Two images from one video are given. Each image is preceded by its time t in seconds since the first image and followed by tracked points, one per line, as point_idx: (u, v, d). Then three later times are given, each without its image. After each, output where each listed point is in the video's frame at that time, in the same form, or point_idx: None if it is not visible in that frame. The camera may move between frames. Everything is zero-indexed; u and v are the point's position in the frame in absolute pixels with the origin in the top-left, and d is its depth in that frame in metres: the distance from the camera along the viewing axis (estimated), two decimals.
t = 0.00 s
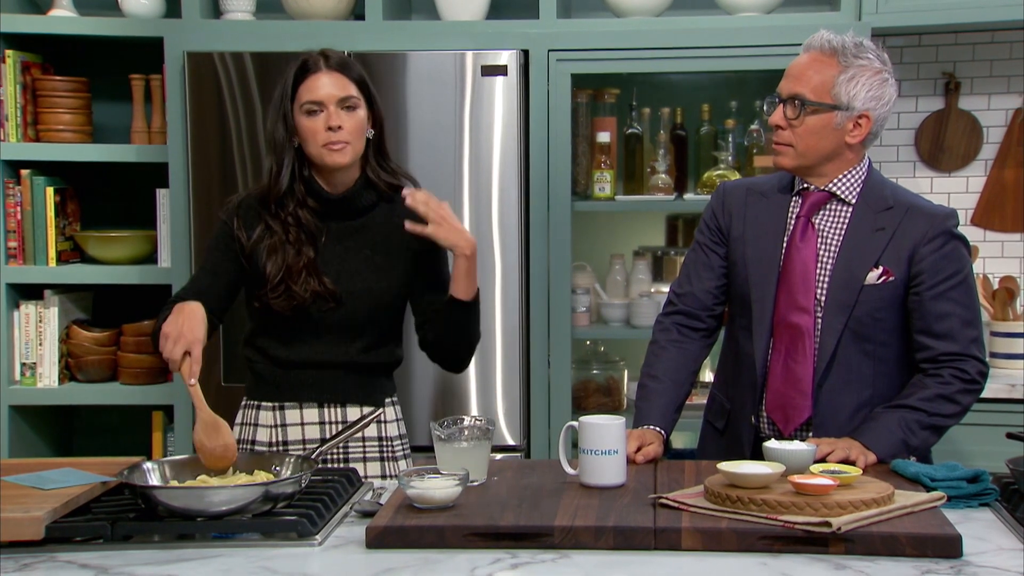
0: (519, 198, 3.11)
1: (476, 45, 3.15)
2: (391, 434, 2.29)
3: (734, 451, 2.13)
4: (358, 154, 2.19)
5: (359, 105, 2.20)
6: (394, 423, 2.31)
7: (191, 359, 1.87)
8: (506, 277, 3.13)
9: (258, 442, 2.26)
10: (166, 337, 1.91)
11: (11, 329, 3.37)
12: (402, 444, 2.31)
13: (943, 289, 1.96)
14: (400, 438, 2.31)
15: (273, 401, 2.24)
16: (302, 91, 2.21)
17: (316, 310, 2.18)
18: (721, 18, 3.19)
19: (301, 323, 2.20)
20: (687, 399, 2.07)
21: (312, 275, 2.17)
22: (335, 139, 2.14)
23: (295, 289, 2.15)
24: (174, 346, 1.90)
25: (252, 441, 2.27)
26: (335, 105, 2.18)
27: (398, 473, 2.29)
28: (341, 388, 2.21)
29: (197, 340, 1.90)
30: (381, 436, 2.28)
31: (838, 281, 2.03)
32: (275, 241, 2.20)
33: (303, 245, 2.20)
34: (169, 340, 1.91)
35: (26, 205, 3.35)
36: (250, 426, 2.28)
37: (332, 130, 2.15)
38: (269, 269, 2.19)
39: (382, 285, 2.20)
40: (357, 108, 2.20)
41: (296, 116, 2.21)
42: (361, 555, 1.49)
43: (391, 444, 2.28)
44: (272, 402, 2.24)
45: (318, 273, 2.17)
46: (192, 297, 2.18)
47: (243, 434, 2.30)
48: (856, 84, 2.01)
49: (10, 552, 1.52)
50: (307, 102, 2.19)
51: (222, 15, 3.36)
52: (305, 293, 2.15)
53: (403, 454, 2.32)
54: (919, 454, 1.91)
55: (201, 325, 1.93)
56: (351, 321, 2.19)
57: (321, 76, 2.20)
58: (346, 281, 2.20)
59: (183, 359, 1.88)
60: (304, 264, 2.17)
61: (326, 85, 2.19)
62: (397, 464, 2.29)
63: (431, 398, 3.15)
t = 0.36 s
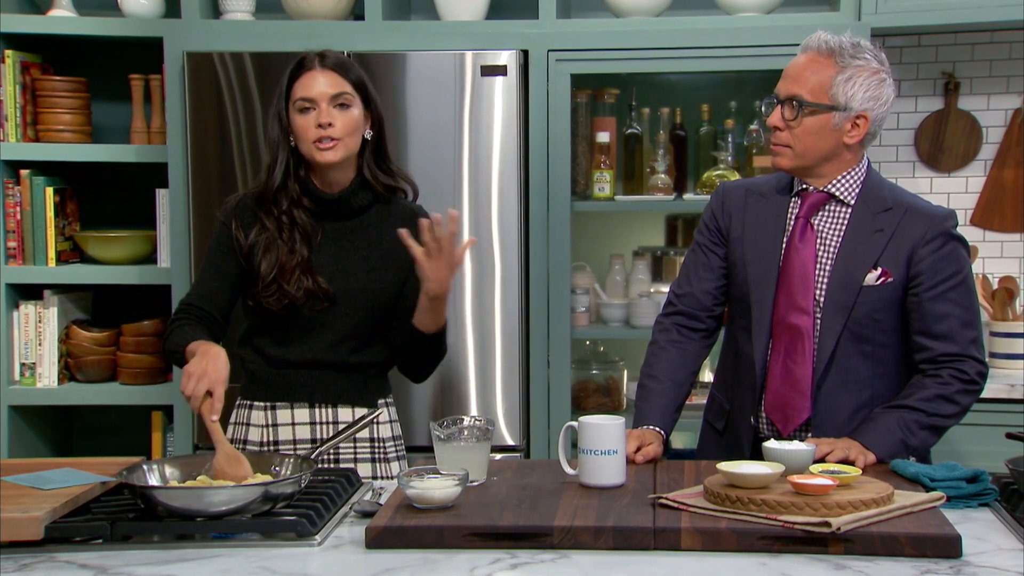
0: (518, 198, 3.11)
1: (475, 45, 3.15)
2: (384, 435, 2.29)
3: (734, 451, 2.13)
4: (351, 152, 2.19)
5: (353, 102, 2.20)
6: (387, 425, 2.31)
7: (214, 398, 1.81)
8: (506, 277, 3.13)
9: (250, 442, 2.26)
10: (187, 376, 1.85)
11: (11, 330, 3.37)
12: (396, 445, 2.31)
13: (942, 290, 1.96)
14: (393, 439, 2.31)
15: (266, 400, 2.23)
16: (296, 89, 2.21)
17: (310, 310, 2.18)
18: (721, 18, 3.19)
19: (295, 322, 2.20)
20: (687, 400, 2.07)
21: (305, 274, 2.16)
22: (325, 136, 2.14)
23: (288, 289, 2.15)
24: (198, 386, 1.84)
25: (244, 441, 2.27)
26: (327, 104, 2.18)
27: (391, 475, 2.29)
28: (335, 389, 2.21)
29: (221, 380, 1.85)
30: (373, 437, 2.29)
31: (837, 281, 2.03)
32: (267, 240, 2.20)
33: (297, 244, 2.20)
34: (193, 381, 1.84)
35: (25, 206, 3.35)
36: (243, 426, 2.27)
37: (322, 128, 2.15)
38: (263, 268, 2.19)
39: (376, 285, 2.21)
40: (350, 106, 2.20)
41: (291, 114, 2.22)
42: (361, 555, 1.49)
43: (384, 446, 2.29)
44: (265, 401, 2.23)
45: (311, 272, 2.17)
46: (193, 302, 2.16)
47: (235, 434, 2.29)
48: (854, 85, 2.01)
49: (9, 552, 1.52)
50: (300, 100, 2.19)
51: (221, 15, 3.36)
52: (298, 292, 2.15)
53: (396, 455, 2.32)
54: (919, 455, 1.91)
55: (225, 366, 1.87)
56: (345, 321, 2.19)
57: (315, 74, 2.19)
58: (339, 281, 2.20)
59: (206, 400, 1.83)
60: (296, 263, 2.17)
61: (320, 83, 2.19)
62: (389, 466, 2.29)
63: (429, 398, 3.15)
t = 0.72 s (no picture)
0: (513, 197, 3.11)
1: (470, 45, 3.15)
2: (376, 435, 2.29)
3: (729, 451, 2.14)
4: (345, 158, 2.20)
5: (346, 108, 2.20)
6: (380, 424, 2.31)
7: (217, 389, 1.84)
8: (501, 277, 3.13)
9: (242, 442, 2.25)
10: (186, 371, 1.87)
11: (5, 330, 3.37)
12: (388, 445, 2.31)
13: (937, 290, 1.97)
14: (385, 439, 2.31)
15: (258, 399, 2.23)
16: (290, 92, 2.20)
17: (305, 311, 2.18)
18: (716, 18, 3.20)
19: (290, 322, 2.20)
20: (683, 399, 2.07)
21: (301, 276, 2.17)
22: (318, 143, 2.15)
23: (284, 292, 2.15)
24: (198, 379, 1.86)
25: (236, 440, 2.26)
26: (320, 109, 2.18)
27: (384, 474, 2.29)
28: (328, 389, 2.21)
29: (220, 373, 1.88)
30: (365, 437, 2.29)
31: (832, 282, 2.03)
32: (265, 241, 2.20)
33: (294, 247, 2.20)
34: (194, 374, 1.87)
35: (20, 206, 3.35)
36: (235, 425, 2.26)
37: (314, 134, 2.15)
38: (258, 269, 2.18)
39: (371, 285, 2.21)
40: (343, 112, 2.19)
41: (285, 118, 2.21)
42: (356, 555, 1.48)
43: (376, 445, 2.29)
44: (256, 400, 2.23)
45: (306, 275, 2.17)
46: (192, 299, 2.17)
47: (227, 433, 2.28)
48: (850, 85, 2.01)
49: (3, 552, 1.52)
50: (293, 104, 2.18)
51: (216, 15, 3.36)
52: (293, 294, 2.15)
53: (388, 455, 2.31)
54: (914, 454, 1.91)
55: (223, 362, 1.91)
56: (339, 321, 2.19)
57: (308, 80, 2.19)
58: (334, 283, 2.19)
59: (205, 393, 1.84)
60: (293, 266, 2.17)
61: (314, 87, 2.18)
62: (382, 466, 2.29)
63: (424, 398, 3.15)
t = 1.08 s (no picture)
0: (508, 197, 3.11)
1: (465, 45, 3.15)
2: (374, 436, 2.28)
3: (724, 451, 2.14)
4: (337, 156, 2.19)
5: (338, 106, 2.20)
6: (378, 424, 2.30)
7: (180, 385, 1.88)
8: (496, 278, 3.13)
9: (240, 442, 2.25)
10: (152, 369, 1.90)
11: None
12: (386, 445, 2.30)
13: (933, 290, 1.97)
14: (384, 439, 2.30)
15: (257, 399, 2.23)
16: (282, 91, 2.20)
17: (301, 312, 2.18)
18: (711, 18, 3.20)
19: (285, 324, 2.20)
20: (679, 400, 2.07)
21: (296, 278, 2.17)
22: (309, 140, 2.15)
23: (279, 293, 2.15)
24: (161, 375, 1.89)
25: (234, 441, 2.26)
26: (313, 107, 2.17)
27: (382, 474, 2.29)
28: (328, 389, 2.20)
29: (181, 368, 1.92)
30: (364, 437, 2.28)
31: (828, 282, 2.03)
32: (254, 245, 2.18)
33: (287, 248, 2.19)
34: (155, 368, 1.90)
35: (14, 206, 3.34)
36: (233, 425, 2.26)
37: (307, 131, 2.15)
38: (251, 272, 2.17)
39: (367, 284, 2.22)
40: (335, 110, 2.20)
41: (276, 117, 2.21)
42: (351, 555, 1.48)
43: (374, 446, 2.28)
44: (256, 399, 2.23)
45: (301, 275, 2.18)
46: (179, 302, 2.15)
47: (225, 433, 2.28)
48: (845, 87, 1.99)
49: None
50: (286, 103, 2.18)
51: (211, 15, 3.36)
52: (289, 296, 2.16)
53: (386, 455, 2.31)
54: (909, 454, 1.91)
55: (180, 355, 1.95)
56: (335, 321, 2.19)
57: (302, 78, 2.19)
58: (330, 281, 2.21)
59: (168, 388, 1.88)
60: (287, 268, 2.17)
61: (306, 85, 2.18)
62: (380, 465, 2.29)
63: (420, 398, 3.15)
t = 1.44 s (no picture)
0: (504, 196, 3.11)
1: (461, 45, 3.15)
2: (377, 431, 2.27)
3: (721, 451, 2.14)
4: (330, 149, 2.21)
5: (333, 98, 2.21)
6: (380, 419, 2.28)
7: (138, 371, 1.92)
8: (492, 278, 3.13)
9: (244, 441, 2.25)
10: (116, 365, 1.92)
11: None
12: (389, 441, 2.29)
13: (927, 290, 1.97)
14: (387, 435, 2.29)
15: (258, 399, 2.23)
16: (278, 80, 2.22)
17: (286, 306, 2.17)
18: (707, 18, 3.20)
19: (276, 322, 2.19)
20: (674, 400, 2.07)
21: (278, 269, 2.16)
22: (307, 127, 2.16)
23: (258, 284, 2.14)
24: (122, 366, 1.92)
25: (238, 440, 2.27)
26: (312, 96, 2.19)
27: (385, 470, 2.27)
28: (326, 388, 2.20)
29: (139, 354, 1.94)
30: (367, 433, 2.26)
31: (823, 283, 2.03)
32: (242, 243, 2.19)
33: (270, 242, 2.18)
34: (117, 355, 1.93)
35: (10, 206, 3.34)
36: (237, 425, 2.26)
37: (306, 118, 2.16)
38: (235, 271, 2.18)
39: (355, 274, 2.18)
40: (332, 102, 2.21)
41: (268, 107, 2.21)
42: (347, 556, 1.48)
43: (377, 441, 2.26)
44: (258, 400, 2.23)
45: (283, 268, 2.16)
46: (167, 304, 2.17)
47: (230, 434, 2.29)
48: (843, 86, 2.01)
49: None
50: (289, 87, 2.19)
51: (207, 15, 3.36)
52: (269, 287, 2.14)
53: (389, 451, 2.30)
54: (904, 454, 1.91)
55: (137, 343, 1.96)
56: (327, 316, 2.18)
57: (299, 68, 2.21)
58: (314, 273, 2.18)
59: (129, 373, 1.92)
60: (268, 260, 2.16)
61: (301, 74, 2.20)
62: (383, 461, 2.28)
63: (418, 396, 3.15)
